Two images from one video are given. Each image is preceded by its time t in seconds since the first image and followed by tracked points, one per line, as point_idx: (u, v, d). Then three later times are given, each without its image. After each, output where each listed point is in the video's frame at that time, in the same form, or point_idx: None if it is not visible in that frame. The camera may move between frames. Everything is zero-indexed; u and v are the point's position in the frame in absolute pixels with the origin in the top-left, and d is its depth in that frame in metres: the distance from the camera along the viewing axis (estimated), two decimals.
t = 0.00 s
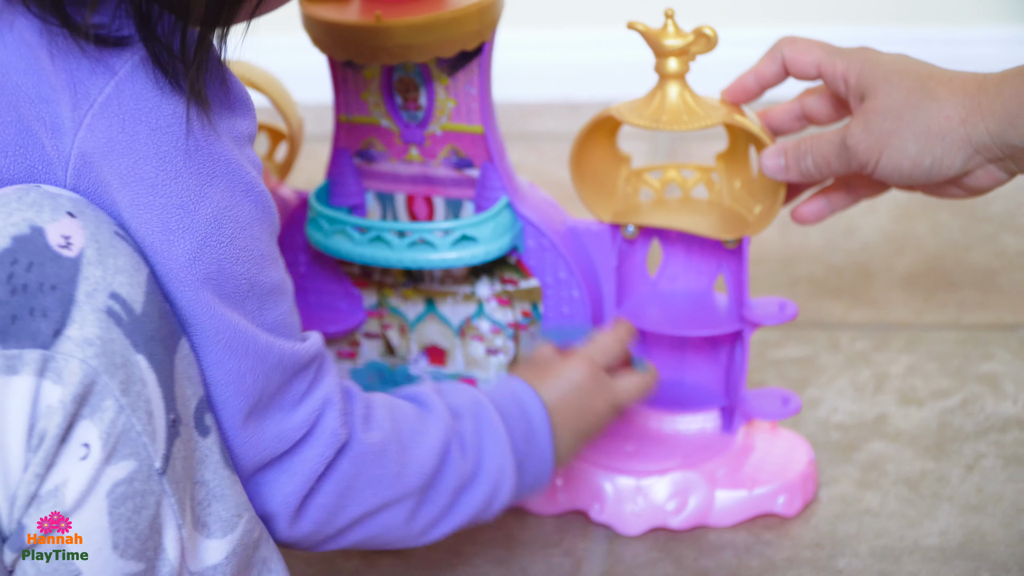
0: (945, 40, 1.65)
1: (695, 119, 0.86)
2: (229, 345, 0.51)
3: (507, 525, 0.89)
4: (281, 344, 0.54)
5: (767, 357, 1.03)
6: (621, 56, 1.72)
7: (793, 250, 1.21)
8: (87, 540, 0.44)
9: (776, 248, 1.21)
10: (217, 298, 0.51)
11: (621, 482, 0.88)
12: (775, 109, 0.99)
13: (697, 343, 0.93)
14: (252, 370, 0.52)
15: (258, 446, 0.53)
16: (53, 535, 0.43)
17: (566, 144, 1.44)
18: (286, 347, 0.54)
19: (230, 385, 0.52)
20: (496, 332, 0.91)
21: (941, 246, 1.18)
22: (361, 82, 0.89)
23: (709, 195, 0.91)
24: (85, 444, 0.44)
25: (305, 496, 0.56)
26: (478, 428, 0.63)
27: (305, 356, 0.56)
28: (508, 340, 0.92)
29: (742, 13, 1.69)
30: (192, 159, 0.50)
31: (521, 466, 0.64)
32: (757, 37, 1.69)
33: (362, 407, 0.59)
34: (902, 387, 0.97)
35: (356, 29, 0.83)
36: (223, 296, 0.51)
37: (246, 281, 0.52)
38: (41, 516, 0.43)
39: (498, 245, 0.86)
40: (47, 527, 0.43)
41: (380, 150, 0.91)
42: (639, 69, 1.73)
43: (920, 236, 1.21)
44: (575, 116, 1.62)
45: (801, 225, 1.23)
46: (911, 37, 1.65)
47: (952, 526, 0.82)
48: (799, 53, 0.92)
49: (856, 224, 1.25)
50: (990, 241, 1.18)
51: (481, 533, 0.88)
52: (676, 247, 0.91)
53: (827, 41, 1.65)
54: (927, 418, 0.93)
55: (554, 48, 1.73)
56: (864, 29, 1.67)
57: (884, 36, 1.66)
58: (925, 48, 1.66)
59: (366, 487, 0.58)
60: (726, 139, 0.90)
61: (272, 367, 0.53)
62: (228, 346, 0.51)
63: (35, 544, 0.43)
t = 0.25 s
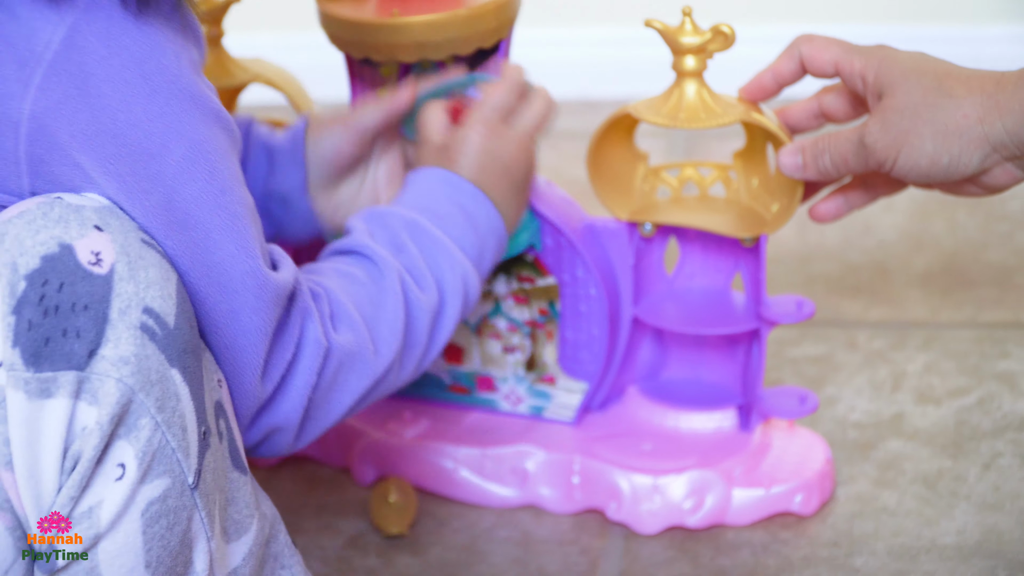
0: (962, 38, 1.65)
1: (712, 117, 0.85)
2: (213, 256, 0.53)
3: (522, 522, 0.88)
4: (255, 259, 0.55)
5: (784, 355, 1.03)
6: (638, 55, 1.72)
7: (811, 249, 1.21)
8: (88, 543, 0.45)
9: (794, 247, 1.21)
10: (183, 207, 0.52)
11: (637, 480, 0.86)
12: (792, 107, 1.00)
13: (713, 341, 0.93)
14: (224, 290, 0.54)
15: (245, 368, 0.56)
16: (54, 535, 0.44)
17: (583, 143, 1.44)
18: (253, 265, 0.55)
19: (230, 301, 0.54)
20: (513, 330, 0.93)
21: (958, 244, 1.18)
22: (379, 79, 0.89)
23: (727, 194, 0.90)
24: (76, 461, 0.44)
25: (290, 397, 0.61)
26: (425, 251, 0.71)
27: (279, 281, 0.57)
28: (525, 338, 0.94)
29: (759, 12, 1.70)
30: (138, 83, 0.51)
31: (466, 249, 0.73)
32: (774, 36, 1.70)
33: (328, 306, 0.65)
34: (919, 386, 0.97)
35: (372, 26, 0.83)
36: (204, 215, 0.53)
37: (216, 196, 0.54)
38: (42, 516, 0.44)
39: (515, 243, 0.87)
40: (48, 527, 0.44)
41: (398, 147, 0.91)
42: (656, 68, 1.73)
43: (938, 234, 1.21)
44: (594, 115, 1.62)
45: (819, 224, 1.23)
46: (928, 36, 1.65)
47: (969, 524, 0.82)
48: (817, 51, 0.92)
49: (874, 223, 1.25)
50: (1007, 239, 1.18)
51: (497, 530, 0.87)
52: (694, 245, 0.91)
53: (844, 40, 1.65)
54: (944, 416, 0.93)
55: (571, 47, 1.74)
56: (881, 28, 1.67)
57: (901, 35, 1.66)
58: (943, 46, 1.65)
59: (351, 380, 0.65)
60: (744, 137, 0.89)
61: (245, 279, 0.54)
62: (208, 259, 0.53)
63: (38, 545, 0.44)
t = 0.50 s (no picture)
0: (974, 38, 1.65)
1: (725, 116, 0.85)
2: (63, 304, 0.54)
3: (536, 523, 0.88)
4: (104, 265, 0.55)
5: (798, 355, 1.03)
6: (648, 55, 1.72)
7: (824, 249, 1.21)
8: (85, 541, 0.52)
9: (806, 247, 1.21)
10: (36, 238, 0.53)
11: (651, 480, 0.86)
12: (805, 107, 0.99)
13: (726, 341, 0.93)
14: (127, 307, 0.56)
15: (167, 370, 0.58)
16: (53, 534, 0.51)
17: (597, 142, 1.44)
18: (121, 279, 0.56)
19: (86, 329, 0.54)
20: (526, 330, 0.93)
21: (971, 244, 1.18)
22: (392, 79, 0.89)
23: (740, 193, 0.90)
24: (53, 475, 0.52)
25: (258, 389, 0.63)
26: (300, 275, 0.66)
27: (125, 277, 0.56)
28: (538, 338, 0.93)
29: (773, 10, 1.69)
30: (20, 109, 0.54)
31: (353, 278, 0.67)
32: (787, 35, 1.69)
33: (183, 319, 0.60)
34: (932, 385, 0.96)
35: (386, 25, 0.82)
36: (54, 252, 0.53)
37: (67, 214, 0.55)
38: (42, 517, 0.51)
39: (528, 243, 0.86)
40: (48, 527, 0.51)
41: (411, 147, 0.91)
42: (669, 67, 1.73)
43: (951, 234, 1.21)
44: (605, 114, 1.62)
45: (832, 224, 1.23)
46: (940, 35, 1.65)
47: (982, 524, 0.82)
48: (831, 50, 0.92)
49: (887, 222, 1.25)
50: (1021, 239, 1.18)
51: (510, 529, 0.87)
52: (708, 245, 0.90)
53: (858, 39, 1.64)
54: (958, 416, 0.93)
55: (582, 45, 1.74)
56: (894, 27, 1.67)
57: (912, 34, 1.66)
58: (954, 45, 1.65)
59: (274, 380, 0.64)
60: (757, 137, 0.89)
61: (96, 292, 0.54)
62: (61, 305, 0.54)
63: (37, 544, 0.50)
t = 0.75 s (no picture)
0: (982, 41, 1.65)
1: (734, 120, 0.84)
2: None
3: (543, 527, 0.88)
4: None
5: (806, 358, 1.03)
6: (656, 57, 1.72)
7: (832, 252, 1.21)
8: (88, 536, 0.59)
9: (815, 250, 1.21)
10: None
11: (659, 484, 0.86)
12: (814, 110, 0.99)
13: (735, 345, 0.93)
14: None
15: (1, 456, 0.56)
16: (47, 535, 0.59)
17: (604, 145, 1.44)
18: None
19: None
20: (534, 333, 0.93)
21: (980, 248, 1.18)
22: (400, 82, 0.88)
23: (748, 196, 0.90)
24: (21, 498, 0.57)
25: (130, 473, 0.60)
26: (144, 401, 0.61)
27: None
28: (546, 341, 0.93)
29: (781, 13, 1.69)
30: None
31: (200, 428, 0.62)
32: (795, 37, 1.69)
33: None
34: (941, 389, 0.96)
35: (395, 29, 0.82)
36: None
37: None
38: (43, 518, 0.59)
39: (536, 246, 0.86)
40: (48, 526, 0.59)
41: (418, 150, 0.91)
42: (677, 69, 1.73)
43: (959, 237, 1.21)
44: (613, 117, 1.62)
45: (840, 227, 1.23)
46: (947, 38, 1.65)
47: (990, 529, 0.82)
48: (839, 53, 0.92)
49: (895, 226, 1.25)
50: None
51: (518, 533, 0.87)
52: (716, 249, 0.90)
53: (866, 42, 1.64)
54: (966, 420, 0.93)
55: (589, 48, 1.74)
56: (901, 30, 1.67)
57: (920, 37, 1.66)
58: (961, 48, 1.65)
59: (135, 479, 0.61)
60: (766, 139, 0.89)
61: None
62: None
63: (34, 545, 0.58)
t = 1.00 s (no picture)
0: (988, 45, 1.65)
1: (741, 126, 0.84)
2: None
3: (549, 533, 0.87)
4: None
5: (813, 364, 1.03)
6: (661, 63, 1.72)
7: (838, 257, 1.21)
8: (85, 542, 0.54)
9: (820, 256, 1.21)
10: None
11: (665, 490, 0.86)
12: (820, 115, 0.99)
13: (741, 350, 0.93)
14: None
15: None
16: (52, 535, 0.54)
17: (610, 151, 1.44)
18: None
19: None
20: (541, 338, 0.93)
21: (986, 253, 1.18)
22: (406, 88, 0.88)
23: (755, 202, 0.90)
24: None
25: None
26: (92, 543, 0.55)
27: None
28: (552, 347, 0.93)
29: (788, 17, 1.69)
30: None
31: None
32: (801, 42, 1.69)
33: None
34: (947, 395, 0.96)
35: (401, 35, 0.82)
36: None
37: None
38: (42, 519, 0.55)
39: (543, 252, 0.86)
40: (48, 528, 0.54)
41: (424, 156, 0.90)
42: (683, 74, 1.73)
43: (965, 242, 1.21)
44: (618, 122, 1.62)
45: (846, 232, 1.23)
46: (952, 43, 1.65)
47: (997, 534, 0.82)
48: (846, 59, 0.91)
49: (900, 231, 1.25)
50: None
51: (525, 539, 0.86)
52: (722, 254, 0.90)
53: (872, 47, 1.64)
54: (973, 425, 0.92)
55: (594, 53, 1.74)
56: (907, 35, 1.67)
57: (926, 42, 1.66)
58: (967, 52, 1.65)
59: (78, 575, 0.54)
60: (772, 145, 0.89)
61: None
62: None
63: (37, 544, 0.54)
